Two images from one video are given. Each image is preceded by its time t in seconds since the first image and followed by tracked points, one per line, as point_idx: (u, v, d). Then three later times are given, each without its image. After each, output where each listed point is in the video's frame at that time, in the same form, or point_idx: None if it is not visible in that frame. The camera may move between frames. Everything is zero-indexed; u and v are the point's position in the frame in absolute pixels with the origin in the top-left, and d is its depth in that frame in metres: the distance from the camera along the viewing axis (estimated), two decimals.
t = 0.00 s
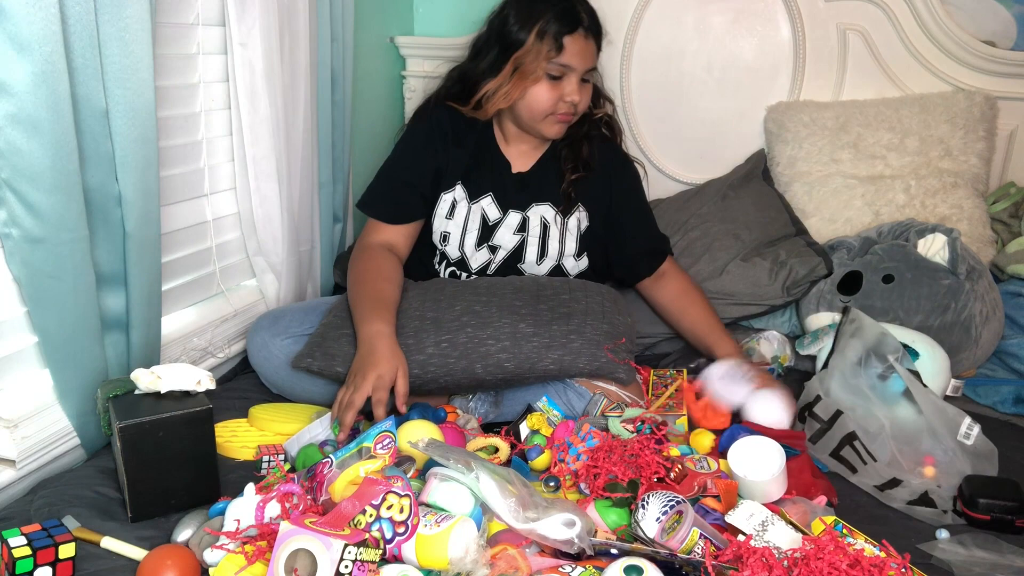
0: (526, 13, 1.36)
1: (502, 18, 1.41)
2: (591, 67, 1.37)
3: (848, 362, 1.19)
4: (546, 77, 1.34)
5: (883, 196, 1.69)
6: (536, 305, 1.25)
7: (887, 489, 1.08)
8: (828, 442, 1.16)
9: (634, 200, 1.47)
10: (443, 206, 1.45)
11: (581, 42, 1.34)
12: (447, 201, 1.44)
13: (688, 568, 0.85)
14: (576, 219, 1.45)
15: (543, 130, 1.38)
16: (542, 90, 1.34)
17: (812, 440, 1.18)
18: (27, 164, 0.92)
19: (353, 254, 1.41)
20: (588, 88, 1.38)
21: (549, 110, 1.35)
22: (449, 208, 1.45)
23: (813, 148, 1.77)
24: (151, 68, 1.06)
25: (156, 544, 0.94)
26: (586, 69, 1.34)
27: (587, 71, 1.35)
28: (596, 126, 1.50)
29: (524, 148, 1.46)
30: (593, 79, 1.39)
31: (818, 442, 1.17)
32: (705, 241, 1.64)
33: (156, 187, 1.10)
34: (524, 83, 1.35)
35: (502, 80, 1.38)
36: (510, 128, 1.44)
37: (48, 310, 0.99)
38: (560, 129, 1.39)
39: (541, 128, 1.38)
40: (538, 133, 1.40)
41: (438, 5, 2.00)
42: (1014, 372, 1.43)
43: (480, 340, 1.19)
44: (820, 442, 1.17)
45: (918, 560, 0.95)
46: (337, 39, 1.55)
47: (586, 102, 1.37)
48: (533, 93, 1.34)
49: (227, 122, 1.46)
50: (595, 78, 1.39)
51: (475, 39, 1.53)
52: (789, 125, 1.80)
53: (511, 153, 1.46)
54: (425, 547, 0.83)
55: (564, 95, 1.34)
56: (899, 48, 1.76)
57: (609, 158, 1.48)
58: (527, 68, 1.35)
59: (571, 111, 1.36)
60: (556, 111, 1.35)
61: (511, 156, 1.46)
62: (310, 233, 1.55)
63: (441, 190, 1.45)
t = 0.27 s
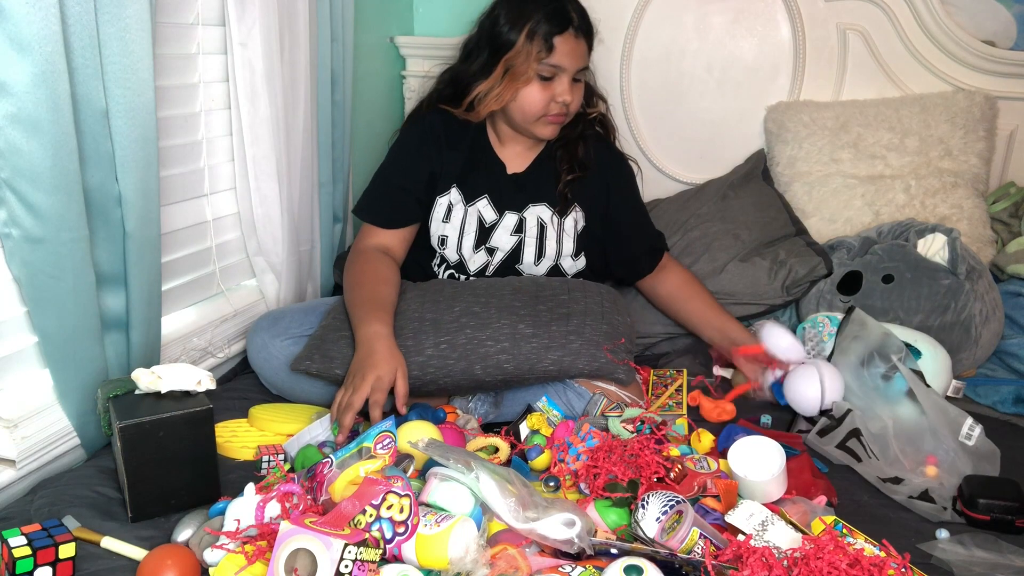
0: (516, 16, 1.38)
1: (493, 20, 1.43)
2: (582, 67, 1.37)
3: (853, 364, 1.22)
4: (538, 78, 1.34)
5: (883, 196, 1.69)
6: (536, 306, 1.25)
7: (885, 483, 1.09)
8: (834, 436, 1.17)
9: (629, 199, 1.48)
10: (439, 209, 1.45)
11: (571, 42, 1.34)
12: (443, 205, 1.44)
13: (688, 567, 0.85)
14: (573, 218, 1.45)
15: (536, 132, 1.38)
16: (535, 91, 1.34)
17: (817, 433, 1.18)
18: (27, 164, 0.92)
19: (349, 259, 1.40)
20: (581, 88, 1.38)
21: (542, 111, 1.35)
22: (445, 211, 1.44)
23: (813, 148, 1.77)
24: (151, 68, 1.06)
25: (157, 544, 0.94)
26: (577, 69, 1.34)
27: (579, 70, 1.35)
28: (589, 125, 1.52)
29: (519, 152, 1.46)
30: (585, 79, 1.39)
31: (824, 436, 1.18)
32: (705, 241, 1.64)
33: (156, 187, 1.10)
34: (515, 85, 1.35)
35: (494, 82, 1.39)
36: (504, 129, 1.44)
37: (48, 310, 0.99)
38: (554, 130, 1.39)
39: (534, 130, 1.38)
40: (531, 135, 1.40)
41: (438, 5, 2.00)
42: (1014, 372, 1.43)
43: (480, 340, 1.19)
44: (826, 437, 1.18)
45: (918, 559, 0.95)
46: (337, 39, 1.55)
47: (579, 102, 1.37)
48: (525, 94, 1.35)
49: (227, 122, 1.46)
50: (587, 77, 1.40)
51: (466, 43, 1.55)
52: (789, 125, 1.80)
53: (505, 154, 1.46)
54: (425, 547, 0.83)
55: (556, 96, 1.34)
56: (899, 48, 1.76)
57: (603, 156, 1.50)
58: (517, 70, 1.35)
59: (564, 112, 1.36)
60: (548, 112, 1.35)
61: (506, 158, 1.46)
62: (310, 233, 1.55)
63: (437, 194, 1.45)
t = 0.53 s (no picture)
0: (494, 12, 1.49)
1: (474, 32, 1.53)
2: (551, 45, 1.43)
3: (851, 365, 1.22)
4: (505, 58, 1.43)
5: (883, 196, 1.69)
6: (536, 305, 1.25)
7: (886, 484, 1.08)
8: (833, 438, 1.17)
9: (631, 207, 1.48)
10: (439, 211, 1.45)
11: (536, 23, 1.43)
12: (443, 206, 1.45)
13: (688, 567, 0.85)
14: (574, 220, 1.45)
15: (509, 114, 1.42)
16: (499, 66, 1.42)
17: (818, 435, 1.18)
18: (27, 164, 0.92)
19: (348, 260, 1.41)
20: (551, 66, 1.43)
21: (509, 86, 1.41)
22: (445, 212, 1.45)
23: (813, 148, 1.77)
24: (151, 68, 1.06)
25: (157, 544, 0.94)
26: (541, 43, 1.42)
27: (544, 45, 1.43)
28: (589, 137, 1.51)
29: (513, 151, 1.47)
30: (559, 60, 1.44)
31: (823, 438, 1.18)
32: (705, 241, 1.64)
33: (156, 187, 1.10)
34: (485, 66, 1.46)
35: (471, 72, 1.50)
36: (497, 125, 1.47)
37: (47, 310, 0.99)
38: (534, 109, 1.42)
39: (507, 112, 1.43)
40: (507, 121, 1.44)
41: (438, 5, 2.00)
42: (1014, 372, 1.43)
43: (480, 339, 1.19)
44: (826, 438, 1.17)
45: (918, 560, 0.95)
46: (337, 39, 1.55)
47: (549, 79, 1.42)
48: (493, 74, 1.43)
49: (227, 122, 1.46)
50: (561, 59, 1.45)
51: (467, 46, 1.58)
52: (789, 125, 1.80)
53: (505, 154, 1.47)
54: (425, 546, 0.83)
55: (520, 69, 1.40)
56: (899, 48, 1.76)
57: (605, 165, 1.49)
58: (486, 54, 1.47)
59: (531, 86, 1.41)
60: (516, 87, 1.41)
61: (503, 160, 1.47)
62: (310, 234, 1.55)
63: (437, 196, 1.45)
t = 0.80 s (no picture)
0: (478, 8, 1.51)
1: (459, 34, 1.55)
2: (532, 37, 1.46)
3: (852, 365, 1.22)
4: (487, 52, 1.46)
5: (883, 196, 1.69)
6: (536, 304, 1.25)
7: (886, 485, 1.08)
8: (833, 438, 1.17)
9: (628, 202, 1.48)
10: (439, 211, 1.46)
11: (515, 17, 1.46)
12: (443, 205, 1.46)
13: (688, 567, 0.85)
14: (573, 212, 1.45)
15: (495, 107, 1.44)
16: (482, 62, 1.45)
17: (817, 436, 1.19)
18: (26, 164, 0.92)
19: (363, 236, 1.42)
20: (533, 57, 1.45)
21: (493, 79, 1.44)
22: (445, 211, 1.46)
23: (813, 148, 1.77)
24: (151, 67, 1.06)
25: (157, 544, 0.94)
26: (520, 37, 1.45)
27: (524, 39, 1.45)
28: (582, 130, 1.52)
29: (507, 145, 1.49)
30: (541, 51, 1.46)
31: (823, 438, 1.18)
32: (705, 240, 1.64)
33: (156, 187, 1.10)
34: (469, 61, 1.48)
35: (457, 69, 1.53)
36: (489, 123, 1.49)
37: (48, 310, 0.99)
38: (520, 101, 1.44)
39: (493, 105, 1.45)
40: (495, 114, 1.46)
41: (438, 5, 2.00)
42: (1014, 372, 1.43)
43: (481, 337, 1.19)
44: (826, 438, 1.18)
45: (918, 559, 0.95)
46: (337, 39, 1.55)
47: (532, 69, 1.44)
48: (476, 68, 1.46)
49: (227, 122, 1.46)
50: (544, 50, 1.47)
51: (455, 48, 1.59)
52: (789, 125, 1.80)
53: (502, 151, 1.48)
54: (425, 546, 0.83)
55: (502, 62, 1.43)
56: (899, 48, 1.76)
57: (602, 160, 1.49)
58: (469, 49, 1.49)
59: (515, 78, 1.43)
60: (500, 80, 1.43)
61: (499, 156, 1.48)
62: (310, 233, 1.55)
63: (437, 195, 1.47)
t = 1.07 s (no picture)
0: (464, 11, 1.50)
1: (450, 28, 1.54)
2: (517, 37, 1.44)
3: (852, 362, 1.20)
4: (474, 56, 1.45)
5: (883, 196, 1.69)
6: (536, 303, 1.25)
7: (886, 487, 1.09)
8: (830, 440, 1.17)
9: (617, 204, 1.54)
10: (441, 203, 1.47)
11: (500, 18, 1.44)
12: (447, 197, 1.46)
13: (688, 567, 0.85)
14: (571, 211, 1.49)
15: (487, 112, 1.45)
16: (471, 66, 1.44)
17: (815, 436, 1.18)
18: (27, 164, 0.92)
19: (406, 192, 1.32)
20: (520, 58, 1.44)
21: (482, 84, 1.43)
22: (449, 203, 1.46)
23: (813, 148, 1.77)
24: (151, 68, 1.06)
25: (156, 544, 0.94)
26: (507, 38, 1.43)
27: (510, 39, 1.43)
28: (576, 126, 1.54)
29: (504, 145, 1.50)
30: (528, 51, 1.45)
31: (820, 440, 1.18)
32: (704, 241, 1.64)
33: (156, 187, 1.10)
34: (457, 66, 1.48)
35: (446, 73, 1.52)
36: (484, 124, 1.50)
37: (47, 310, 0.99)
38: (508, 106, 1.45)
39: (485, 109, 1.45)
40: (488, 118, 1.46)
41: (438, 5, 2.00)
42: (1014, 372, 1.43)
43: (480, 337, 1.19)
44: (822, 440, 1.18)
45: (918, 560, 0.95)
46: (337, 39, 1.55)
47: (519, 71, 1.43)
48: (465, 72, 1.45)
49: (227, 122, 1.46)
50: (531, 50, 1.45)
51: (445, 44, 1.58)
52: (789, 125, 1.80)
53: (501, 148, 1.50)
54: (425, 547, 0.83)
55: (489, 66, 1.42)
56: (899, 48, 1.76)
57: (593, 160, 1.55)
58: (456, 54, 1.48)
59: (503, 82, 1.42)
60: (488, 84, 1.43)
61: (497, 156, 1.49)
62: (310, 234, 1.55)
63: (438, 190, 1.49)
